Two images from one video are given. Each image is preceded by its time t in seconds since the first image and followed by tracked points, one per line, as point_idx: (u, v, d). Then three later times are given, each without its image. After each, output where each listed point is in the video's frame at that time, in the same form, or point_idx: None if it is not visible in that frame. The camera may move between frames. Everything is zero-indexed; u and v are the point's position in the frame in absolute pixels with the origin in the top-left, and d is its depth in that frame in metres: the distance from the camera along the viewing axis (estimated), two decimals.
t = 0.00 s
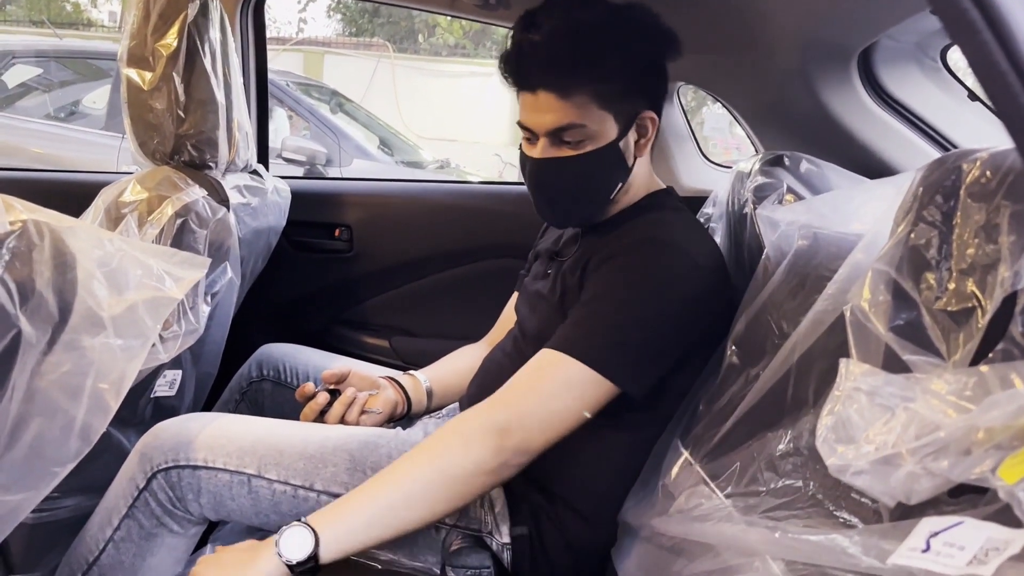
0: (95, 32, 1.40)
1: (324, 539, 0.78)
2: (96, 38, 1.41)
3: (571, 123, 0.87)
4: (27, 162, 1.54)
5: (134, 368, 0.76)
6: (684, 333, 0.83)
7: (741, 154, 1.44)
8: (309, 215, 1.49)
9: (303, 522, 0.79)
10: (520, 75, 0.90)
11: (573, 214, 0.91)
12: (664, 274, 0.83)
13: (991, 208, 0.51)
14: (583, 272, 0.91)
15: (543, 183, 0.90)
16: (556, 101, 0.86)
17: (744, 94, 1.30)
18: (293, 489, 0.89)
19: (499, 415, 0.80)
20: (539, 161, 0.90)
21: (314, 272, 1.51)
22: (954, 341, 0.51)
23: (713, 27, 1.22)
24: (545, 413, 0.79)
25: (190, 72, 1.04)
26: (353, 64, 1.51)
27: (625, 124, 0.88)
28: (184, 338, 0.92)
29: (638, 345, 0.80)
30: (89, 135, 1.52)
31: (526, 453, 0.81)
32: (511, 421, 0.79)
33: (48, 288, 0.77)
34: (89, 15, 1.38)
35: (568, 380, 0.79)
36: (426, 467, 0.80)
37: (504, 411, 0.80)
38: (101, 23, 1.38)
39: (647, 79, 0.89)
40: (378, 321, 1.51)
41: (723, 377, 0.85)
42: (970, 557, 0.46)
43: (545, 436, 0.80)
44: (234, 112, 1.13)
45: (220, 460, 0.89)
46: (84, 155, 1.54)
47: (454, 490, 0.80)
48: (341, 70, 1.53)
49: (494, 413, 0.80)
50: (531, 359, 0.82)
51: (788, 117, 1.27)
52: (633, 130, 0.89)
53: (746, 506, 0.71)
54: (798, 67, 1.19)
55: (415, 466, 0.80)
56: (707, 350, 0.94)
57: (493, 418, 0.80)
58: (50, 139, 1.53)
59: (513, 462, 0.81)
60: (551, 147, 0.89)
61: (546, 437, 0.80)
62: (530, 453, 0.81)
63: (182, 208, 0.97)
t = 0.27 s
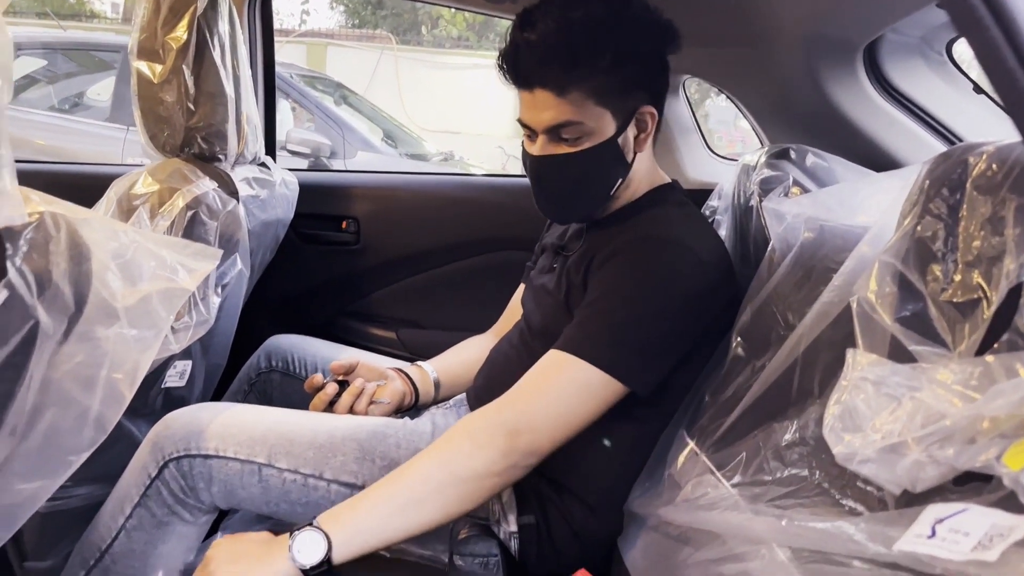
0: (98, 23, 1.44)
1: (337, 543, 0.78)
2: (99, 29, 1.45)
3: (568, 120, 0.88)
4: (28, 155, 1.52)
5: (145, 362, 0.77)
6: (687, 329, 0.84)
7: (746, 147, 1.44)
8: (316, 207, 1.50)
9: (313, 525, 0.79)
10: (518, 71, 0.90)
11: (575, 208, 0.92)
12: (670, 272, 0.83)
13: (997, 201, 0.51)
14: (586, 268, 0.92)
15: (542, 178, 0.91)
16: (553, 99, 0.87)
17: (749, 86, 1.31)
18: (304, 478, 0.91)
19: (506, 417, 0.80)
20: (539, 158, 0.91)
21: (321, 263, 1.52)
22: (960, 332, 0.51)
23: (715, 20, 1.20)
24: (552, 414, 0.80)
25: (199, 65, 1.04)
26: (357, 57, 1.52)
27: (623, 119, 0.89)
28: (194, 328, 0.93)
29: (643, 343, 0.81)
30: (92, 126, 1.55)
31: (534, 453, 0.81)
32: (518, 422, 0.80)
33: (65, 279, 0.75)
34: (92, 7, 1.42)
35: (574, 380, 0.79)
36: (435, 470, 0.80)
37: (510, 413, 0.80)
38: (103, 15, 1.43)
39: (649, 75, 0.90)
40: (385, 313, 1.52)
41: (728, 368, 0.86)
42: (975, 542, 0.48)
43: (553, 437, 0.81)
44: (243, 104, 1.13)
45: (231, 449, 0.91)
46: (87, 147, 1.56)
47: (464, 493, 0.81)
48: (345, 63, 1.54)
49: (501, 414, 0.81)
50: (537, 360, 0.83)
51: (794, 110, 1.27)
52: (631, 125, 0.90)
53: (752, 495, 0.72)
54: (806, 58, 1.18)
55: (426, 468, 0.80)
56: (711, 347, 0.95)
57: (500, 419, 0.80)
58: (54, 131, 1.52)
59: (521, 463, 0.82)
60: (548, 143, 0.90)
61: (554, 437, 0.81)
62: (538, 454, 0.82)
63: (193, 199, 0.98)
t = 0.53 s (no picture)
0: (100, 7, 1.51)
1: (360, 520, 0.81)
2: (98, 13, 1.52)
3: (576, 107, 0.90)
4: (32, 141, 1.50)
5: (171, 338, 0.79)
6: (694, 312, 0.86)
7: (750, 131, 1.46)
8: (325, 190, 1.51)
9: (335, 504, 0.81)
10: (525, 58, 0.92)
11: (583, 192, 0.94)
12: (680, 257, 0.85)
13: (1003, 181, 0.54)
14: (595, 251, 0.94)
15: (550, 164, 0.94)
16: (560, 85, 0.89)
17: (753, 71, 1.32)
18: (321, 455, 0.93)
19: (523, 399, 0.83)
20: (546, 144, 0.93)
21: (331, 246, 1.53)
22: (966, 306, 0.54)
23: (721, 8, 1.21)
24: (568, 396, 0.82)
25: (216, 49, 1.06)
26: (358, 41, 1.56)
27: (631, 104, 0.91)
28: (214, 308, 0.94)
29: (653, 326, 0.83)
30: (94, 110, 1.56)
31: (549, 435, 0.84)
32: (534, 405, 0.82)
33: (95, 257, 0.79)
34: None
35: (588, 364, 0.82)
36: (452, 451, 0.83)
37: (526, 395, 0.83)
38: None
39: (657, 59, 0.92)
40: (395, 295, 1.54)
41: (735, 348, 0.88)
42: (980, 503, 0.48)
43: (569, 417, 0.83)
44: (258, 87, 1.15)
45: (251, 427, 0.92)
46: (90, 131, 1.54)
47: (481, 473, 0.83)
48: (346, 48, 1.57)
49: (517, 397, 0.83)
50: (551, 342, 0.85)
51: (800, 94, 1.29)
52: (640, 110, 0.92)
53: (761, 467, 0.74)
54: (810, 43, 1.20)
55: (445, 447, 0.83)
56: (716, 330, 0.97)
57: (516, 401, 0.83)
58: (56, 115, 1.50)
59: (538, 445, 0.84)
60: (556, 129, 0.92)
61: (569, 419, 0.83)
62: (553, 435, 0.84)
63: (212, 181, 1.00)
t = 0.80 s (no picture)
0: None
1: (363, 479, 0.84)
2: None
3: (578, 87, 0.91)
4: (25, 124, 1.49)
5: (176, 313, 0.81)
6: (690, 287, 0.88)
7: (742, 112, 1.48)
8: (322, 168, 1.53)
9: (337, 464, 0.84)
10: (525, 38, 0.93)
11: (580, 171, 0.96)
12: (678, 234, 0.88)
13: (990, 157, 0.57)
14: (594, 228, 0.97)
15: (549, 142, 0.95)
16: (561, 66, 0.90)
17: (747, 52, 1.34)
18: (323, 425, 0.96)
19: (528, 367, 0.85)
20: (547, 121, 0.95)
21: (328, 224, 1.55)
22: (953, 278, 0.57)
23: None
24: (572, 366, 0.84)
25: (217, 26, 1.07)
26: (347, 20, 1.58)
27: (630, 85, 0.93)
28: (217, 283, 0.95)
29: (654, 298, 0.85)
30: (83, 87, 1.56)
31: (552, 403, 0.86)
32: (539, 373, 0.85)
33: (105, 231, 0.79)
34: None
35: (591, 334, 0.84)
36: (456, 416, 0.85)
37: (529, 363, 0.85)
38: None
39: (656, 42, 0.93)
40: (390, 273, 1.56)
41: (729, 322, 0.90)
42: (964, 463, 0.51)
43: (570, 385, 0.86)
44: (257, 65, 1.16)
45: (253, 398, 0.94)
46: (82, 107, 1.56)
47: (483, 438, 0.86)
48: (335, 25, 1.59)
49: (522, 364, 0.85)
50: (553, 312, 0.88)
51: (793, 75, 1.31)
52: (638, 91, 0.94)
53: (753, 436, 0.76)
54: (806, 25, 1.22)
55: (448, 412, 0.85)
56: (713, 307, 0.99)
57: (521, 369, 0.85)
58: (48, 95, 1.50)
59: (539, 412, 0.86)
60: (556, 108, 0.94)
61: (570, 387, 0.86)
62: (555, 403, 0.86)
63: (214, 157, 1.01)
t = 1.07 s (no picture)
0: None
1: (269, 433, 0.86)
2: None
3: (533, 70, 0.93)
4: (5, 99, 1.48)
5: (171, 289, 0.81)
6: (624, 262, 0.89)
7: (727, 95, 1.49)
8: (309, 149, 1.54)
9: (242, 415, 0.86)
10: (487, 16, 0.94)
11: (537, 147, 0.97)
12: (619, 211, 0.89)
13: (968, 137, 0.59)
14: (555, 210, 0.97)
15: (510, 121, 0.97)
16: (519, 49, 0.92)
17: (733, 34, 1.35)
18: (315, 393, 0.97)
19: (441, 333, 0.86)
20: (504, 102, 0.97)
21: (316, 204, 1.56)
22: (931, 254, 0.59)
23: None
24: (486, 336, 0.86)
25: (207, 5, 1.07)
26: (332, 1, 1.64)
27: (586, 70, 0.93)
28: (209, 261, 0.95)
29: (581, 271, 0.87)
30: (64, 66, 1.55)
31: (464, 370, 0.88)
32: (452, 340, 0.86)
33: (102, 207, 0.80)
34: None
35: (513, 307, 0.85)
36: (367, 377, 0.86)
37: (444, 329, 0.86)
38: None
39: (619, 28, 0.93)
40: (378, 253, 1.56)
41: (715, 299, 0.92)
42: (940, 428, 0.53)
43: (486, 355, 0.87)
44: (246, 44, 1.16)
45: (250, 361, 0.97)
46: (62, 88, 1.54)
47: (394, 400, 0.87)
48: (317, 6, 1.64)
49: (436, 329, 0.87)
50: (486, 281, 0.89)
51: (777, 59, 1.33)
52: (595, 77, 0.94)
53: (738, 409, 0.79)
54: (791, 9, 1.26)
55: (360, 375, 0.86)
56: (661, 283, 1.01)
57: (433, 334, 0.86)
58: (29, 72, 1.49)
59: (449, 379, 0.88)
60: (514, 89, 0.96)
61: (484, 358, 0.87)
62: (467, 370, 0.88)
63: (205, 136, 1.02)
